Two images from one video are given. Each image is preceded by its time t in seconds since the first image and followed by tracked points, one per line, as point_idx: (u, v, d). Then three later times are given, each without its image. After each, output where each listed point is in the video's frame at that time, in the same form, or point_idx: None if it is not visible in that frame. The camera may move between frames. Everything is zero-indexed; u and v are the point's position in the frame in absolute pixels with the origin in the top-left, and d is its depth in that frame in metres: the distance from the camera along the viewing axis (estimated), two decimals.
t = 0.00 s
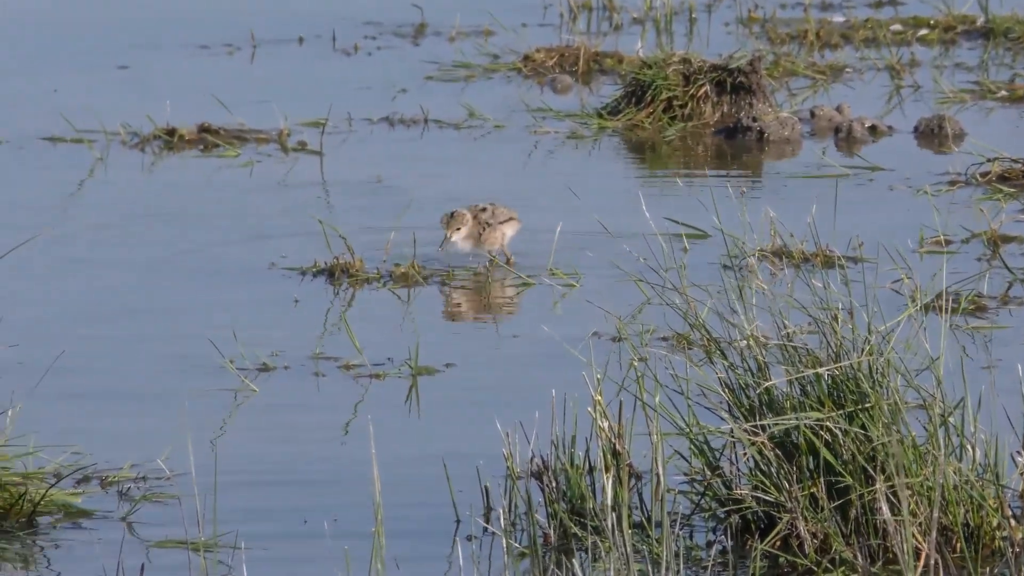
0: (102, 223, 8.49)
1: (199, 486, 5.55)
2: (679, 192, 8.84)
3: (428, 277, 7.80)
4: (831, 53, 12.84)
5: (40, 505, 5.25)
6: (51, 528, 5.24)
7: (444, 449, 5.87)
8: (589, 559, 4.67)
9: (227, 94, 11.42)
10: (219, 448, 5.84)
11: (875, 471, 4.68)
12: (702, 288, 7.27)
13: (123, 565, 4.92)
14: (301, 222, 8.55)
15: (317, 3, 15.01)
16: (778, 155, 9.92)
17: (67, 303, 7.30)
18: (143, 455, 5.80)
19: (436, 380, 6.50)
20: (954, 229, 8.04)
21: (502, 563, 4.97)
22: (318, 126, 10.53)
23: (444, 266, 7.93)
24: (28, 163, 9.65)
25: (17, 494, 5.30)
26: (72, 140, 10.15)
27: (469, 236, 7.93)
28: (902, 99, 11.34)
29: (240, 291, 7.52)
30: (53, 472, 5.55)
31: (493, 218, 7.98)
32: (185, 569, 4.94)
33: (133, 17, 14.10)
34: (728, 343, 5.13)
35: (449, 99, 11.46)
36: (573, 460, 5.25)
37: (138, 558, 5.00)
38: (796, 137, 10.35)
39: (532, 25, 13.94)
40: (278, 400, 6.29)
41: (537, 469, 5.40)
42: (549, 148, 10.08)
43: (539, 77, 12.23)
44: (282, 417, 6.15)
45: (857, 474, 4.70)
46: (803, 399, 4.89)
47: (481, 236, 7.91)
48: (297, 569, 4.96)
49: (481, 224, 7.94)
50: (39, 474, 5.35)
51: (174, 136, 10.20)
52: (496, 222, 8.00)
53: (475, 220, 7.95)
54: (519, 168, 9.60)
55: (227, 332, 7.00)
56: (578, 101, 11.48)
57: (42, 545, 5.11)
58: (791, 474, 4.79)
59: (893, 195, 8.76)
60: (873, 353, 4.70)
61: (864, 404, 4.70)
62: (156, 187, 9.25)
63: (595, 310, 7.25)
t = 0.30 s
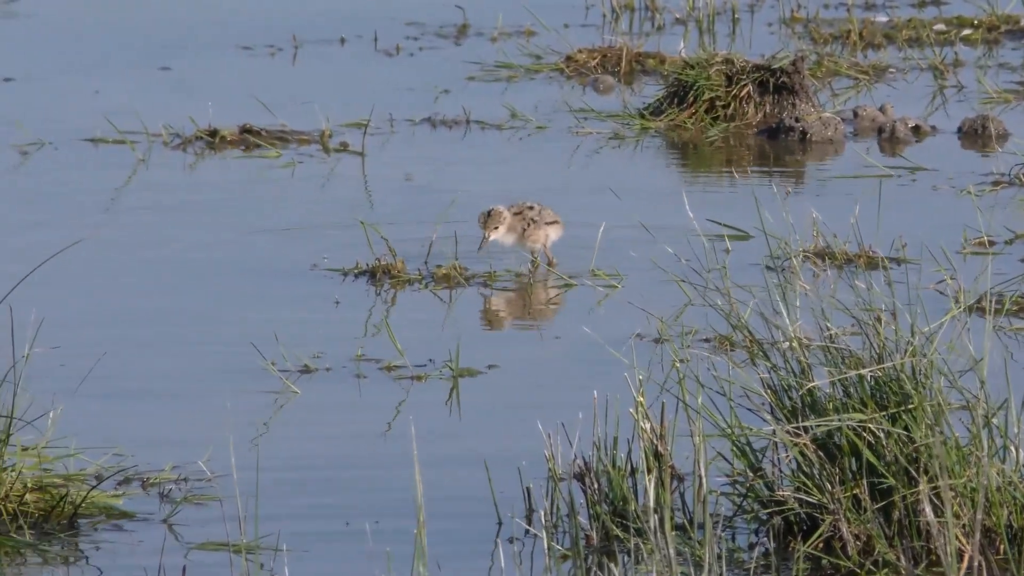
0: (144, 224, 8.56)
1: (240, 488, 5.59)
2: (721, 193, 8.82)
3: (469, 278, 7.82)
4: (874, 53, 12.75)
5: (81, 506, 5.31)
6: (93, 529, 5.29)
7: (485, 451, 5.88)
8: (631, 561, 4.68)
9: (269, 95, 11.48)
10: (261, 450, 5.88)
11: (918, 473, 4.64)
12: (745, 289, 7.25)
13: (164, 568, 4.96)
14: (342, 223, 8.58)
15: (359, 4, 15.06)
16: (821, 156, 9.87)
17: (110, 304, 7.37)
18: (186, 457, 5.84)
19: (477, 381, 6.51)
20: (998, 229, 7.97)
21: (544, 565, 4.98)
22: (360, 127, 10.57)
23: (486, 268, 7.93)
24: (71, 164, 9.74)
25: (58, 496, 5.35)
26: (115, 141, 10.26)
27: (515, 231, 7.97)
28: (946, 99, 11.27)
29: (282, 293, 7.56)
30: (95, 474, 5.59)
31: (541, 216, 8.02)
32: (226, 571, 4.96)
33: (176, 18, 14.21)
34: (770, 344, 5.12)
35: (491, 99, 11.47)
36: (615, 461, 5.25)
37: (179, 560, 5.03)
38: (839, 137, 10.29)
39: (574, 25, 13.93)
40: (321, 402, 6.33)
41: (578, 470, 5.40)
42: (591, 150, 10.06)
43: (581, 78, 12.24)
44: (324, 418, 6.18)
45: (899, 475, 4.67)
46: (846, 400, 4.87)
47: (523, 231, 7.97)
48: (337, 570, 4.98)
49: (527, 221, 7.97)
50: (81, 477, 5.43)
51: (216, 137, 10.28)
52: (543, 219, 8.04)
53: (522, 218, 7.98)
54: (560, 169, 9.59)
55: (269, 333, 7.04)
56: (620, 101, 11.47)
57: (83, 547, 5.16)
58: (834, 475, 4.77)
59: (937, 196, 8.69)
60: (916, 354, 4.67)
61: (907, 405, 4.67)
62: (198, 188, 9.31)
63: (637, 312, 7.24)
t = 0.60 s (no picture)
0: (171, 228, 8.58)
1: (267, 494, 5.58)
2: (750, 198, 8.78)
3: (498, 283, 7.81)
4: (904, 57, 12.68)
5: (108, 512, 5.32)
6: (120, 535, 5.30)
7: (513, 456, 5.87)
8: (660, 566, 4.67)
9: (296, 99, 11.50)
10: (289, 455, 5.87)
11: (948, 478, 4.60)
12: (774, 294, 7.22)
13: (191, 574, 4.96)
14: (370, 228, 8.58)
15: (386, 8, 15.08)
16: (851, 160, 9.82)
17: (137, 309, 7.39)
18: (215, 462, 5.84)
19: (506, 386, 6.49)
20: None
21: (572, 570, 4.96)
22: (388, 132, 10.57)
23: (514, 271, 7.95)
24: (100, 169, 9.78)
25: (85, 501, 5.37)
26: (143, 145, 10.31)
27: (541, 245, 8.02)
28: (976, 103, 11.20)
29: (310, 298, 7.56)
30: (122, 479, 5.61)
31: (569, 225, 8.10)
32: None
33: (204, 23, 14.26)
34: (799, 349, 5.09)
35: (519, 104, 11.46)
36: (643, 466, 5.22)
37: (207, 566, 5.04)
38: (869, 141, 10.23)
39: (603, 29, 13.92)
40: (348, 406, 6.32)
41: (606, 475, 5.37)
42: (619, 154, 10.04)
43: (610, 81, 12.25)
44: (352, 423, 6.17)
45: (929, 480, 4.60)
46: (876, 405, 4.84)
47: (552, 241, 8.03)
48: None
49: (554, 231, 8.09)
50: (108, 482, 5.46)
51: (244, 142, 10.30)
52: (572, 228, 8.12)
53: (549, 228, 8.11)
54: (588, 174, 9.57)
55: (297, 339, 7.04)
56: (648, 105, 11.45)
57: (111, 553, 5.18)
58: (864, 480, 4.73)
59: (968, 200, 8.64)
60: (946, 359, 4.63)
61: (937, 410, 4.63)
62: (225, 192, 9.33)
63: (666, 317, 7.21)
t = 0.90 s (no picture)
0: (190, 233, 8.58)
1: (286, 498, 5.58)
2: (769, 202, 8.75)
3: (517, 287, 7.79)
4: (924, 60, 12.62)
5: (128, 516, 5.32)
6: (139, 539, 5.30)
7: (532, 460, 5.85)
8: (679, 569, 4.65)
9: (314, 103, 11.50)
10: (308, 460, 5.87)
11: (969, 483, 4.56)
12: (794, 298, 7.19)
13: None
14: (389, 232, 8.58)
15: (404, 12, 15.08)
16: (872, 163, 9.78)
17: (156, 313, 7.39)
18: (234, 467, 5.84)
19: (525, 391, 6.48)
20: None
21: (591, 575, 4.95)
22: (407, 136, 10.56)
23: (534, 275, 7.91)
24: (119, 173, 9.79)
25: (104, 506, 5.36)
26: (162, 150, 10.31)
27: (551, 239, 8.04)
28: (997, 106, 11.14)
29: (330, 302, 7.55)
30: (141, 483, 5.61)
31: (580, 225, 8.00)
32: None
33: (222, 27, 14.28)
34: (820, 353, 5.06)
35: (539, 107, 11.44)
36: (663, 471, 5.20)
37: (226, 571, 5.03)
38: (889, 145, 10.20)
39: (622, 32, 13.89)
40: (368, 410, 6.32)
41: (626, 480, 5.35)
42: (639, 158, 10.02)
43: (630, 85, 12.23)
44: (372, 428, 6.16)
45: (950, 484, 4.58)
46: (896, 409, 4.80)
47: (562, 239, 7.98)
48: None
49: (565, 228, 8.03)
50: (127, 486, 5.45)
51: (263, 146, 10.29)
52: (584, 228, 8.02)
53: (561, 225, 8.04)
54: (608, 177, 9.55)
55: (316, 342, 7.04)
56: (668, 108, 11.43)
57: (130, 558, 5.17)
58: (885, 485, 4.70)
59: (989, 204, 8.60)
60: (967, 363, 4.60)
61: (958, 414, 4.59)
62: (244, 196, 9.33)
63: (685, 320, 7.19)
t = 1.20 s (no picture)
0: (194, 234, 8.57)
1: (290, 500, 5.56)
2: (775, 203, 8.73)
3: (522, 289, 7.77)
4: (930, 62, 12.59)
5: (131, 518, 5.31)
6: (142, 542, 5.29)
7: (536, 462, 5.84)
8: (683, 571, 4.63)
9: (318, 104, 11.48)
10: (312, 462, 5.85)
11: (974, 486, 4.54)
12: (800, 300, 7.16)
13: None
14: (393, 234, 8.56)
15: (408, 13, 15.07)
16: (877, 166, 9.76)
17: (160, 314, 7.38)
18: (237, 469, 5.83)
19: (530, 393, 6.46)
20: None
21: None
22: (411, 137, 10.55)
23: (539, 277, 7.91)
24: (123, 174, 9.78)
25: (107, 508, 5.35)
26: (165, 151, 10.30)
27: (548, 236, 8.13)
28: (1002, 109, 11.12)
29: (334, 303, 7.53)
30: (144, 485, 5.60)
31: (575, 218, 8.10)
32: None
33: (227, 28, 14.27)
34: (825, 356, 5.04)
35: (544, 109, 11.42)
36: (667, 473, 5.18)
37: (229, 572, 5.02)
38: (894, 147, 10.18)
39: (627, 33, 13.87)
40: (371, 412, 6.30)
41: (630, 483, 5.33)
42: (644, 159, 10.01)
43: (634, 87, 12.20)
44: (376, 430, 6.14)
45: (955, 487, 4.56)
46: (901, 411, 4.77)
47: (561, 234, 8.08)
48: None
49: (561, 224, 8.13)
50: (130, 488, 5.44)
51: (267, 147, 10.29)
52: (580, 221, 8.12)
53: (557, 221, 8.15)
54: (612, 179, 9.53)
55: (319, 344, 7.02)
56: (673, 110, 11.42)
57: (132, 560, 5.16)
58: (889, 488, 4.69)
59: (994, 207, 8.57)
60: (972, 366, 4.57)
61: (963, 417, 4.57)
62: (248, 197, 9.32)
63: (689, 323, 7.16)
